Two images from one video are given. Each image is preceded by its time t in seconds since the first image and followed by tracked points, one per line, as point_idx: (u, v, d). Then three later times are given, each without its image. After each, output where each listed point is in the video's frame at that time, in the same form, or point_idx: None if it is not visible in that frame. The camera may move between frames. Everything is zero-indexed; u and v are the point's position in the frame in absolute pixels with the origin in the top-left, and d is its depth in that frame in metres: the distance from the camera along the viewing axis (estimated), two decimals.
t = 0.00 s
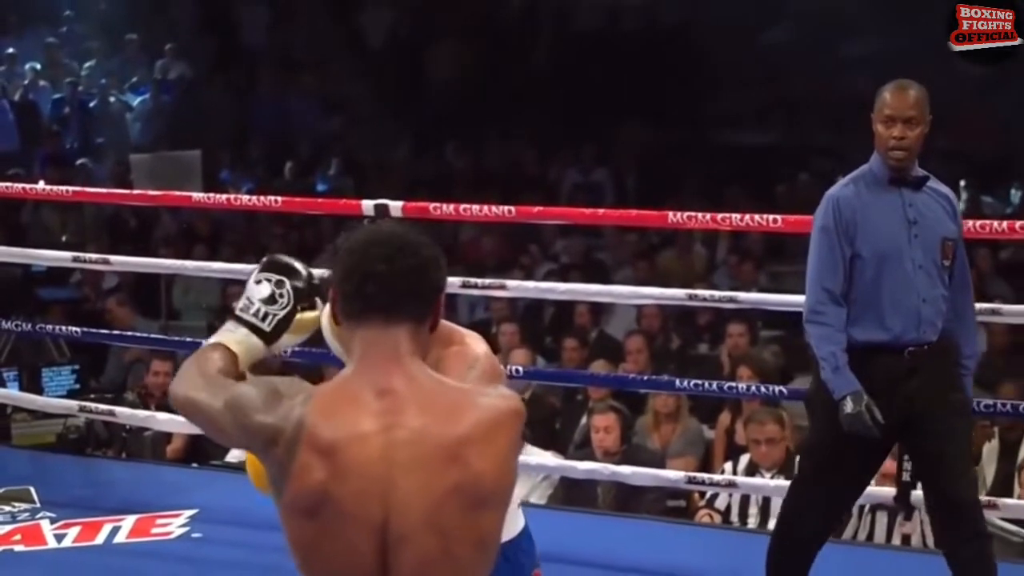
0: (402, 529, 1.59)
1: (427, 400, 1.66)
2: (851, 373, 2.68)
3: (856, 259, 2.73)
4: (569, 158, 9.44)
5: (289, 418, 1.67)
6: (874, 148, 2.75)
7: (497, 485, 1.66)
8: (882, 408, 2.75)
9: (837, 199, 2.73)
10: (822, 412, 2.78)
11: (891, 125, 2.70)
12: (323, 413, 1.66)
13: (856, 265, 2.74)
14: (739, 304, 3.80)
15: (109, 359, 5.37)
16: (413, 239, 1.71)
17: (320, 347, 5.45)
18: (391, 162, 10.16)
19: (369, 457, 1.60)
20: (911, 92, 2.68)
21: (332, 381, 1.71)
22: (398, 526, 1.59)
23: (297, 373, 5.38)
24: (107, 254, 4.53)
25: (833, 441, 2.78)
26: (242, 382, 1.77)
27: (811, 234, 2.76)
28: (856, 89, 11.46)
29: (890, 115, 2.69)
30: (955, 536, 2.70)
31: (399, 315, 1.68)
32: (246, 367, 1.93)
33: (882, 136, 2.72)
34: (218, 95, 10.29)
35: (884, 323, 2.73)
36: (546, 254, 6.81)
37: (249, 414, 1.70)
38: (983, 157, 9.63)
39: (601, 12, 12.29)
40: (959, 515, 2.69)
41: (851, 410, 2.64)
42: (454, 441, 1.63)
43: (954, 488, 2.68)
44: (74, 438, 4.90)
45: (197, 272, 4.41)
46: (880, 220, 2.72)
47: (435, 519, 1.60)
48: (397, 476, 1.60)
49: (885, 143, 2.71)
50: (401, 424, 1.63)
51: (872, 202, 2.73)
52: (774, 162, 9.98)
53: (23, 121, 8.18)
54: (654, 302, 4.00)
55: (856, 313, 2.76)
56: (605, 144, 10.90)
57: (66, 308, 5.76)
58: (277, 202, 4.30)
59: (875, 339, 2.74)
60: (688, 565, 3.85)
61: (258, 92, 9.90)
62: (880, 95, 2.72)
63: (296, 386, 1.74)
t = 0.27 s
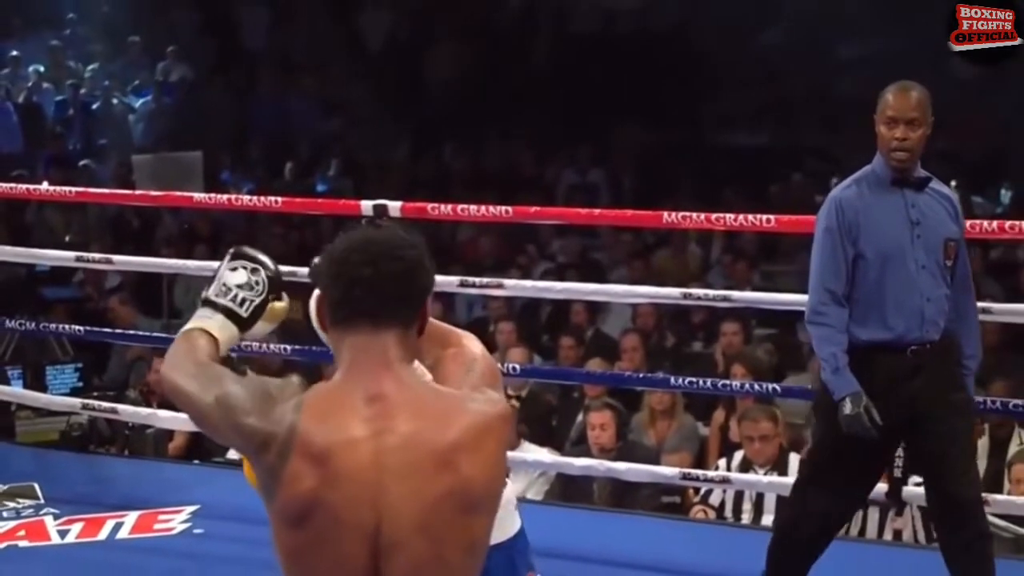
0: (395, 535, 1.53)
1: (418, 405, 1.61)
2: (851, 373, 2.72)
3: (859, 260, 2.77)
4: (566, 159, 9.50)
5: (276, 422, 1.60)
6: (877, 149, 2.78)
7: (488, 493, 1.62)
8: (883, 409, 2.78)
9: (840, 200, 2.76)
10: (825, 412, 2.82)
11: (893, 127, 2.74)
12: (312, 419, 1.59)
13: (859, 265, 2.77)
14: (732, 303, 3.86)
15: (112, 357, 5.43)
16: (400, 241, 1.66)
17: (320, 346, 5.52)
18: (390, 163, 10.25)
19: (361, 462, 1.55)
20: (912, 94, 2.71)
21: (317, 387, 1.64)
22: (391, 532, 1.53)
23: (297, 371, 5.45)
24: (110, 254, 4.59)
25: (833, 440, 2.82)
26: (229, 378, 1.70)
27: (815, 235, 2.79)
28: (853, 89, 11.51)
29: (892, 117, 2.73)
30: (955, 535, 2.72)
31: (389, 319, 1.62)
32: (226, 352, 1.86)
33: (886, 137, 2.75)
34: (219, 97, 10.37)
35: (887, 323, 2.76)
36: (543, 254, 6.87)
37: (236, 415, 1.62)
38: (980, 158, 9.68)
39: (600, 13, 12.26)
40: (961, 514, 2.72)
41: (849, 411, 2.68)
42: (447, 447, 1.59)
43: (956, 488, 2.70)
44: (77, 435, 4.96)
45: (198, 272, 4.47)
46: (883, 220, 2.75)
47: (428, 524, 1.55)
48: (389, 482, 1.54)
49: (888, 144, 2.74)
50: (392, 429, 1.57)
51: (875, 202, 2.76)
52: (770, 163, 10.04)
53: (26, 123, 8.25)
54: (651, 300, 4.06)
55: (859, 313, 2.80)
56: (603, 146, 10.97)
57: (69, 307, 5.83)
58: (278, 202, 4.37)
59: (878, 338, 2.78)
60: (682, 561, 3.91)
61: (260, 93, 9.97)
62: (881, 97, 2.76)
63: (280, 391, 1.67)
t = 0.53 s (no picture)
0: (385, 541, 1.52)
1: (409, 406, 1.59)
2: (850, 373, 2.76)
3: (863, 258, 2.79)
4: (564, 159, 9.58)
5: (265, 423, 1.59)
6: (881, 149, 2.81)
7: (479, 494, 1.61)
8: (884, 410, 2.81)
9: (843, 200, 2.79)
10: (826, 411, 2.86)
11: (896, 127, 2.76)
12: (303, 421, 1.58)
13: (863, 263, 2.79)
14: (726, 301, 3.92)
15: (115, 356, 5.50)
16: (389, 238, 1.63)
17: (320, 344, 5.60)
18: (389, 164, 10.34)
19: (351, 467, 1.53)
20: (916, 95, 2.73)
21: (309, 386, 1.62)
22: (380, 538, 1.52)
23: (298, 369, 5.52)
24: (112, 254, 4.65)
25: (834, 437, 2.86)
26: (221, 374, 1.68)
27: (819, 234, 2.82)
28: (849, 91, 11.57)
29: (896, 117, 2.75)
30: (956, 537, 2.74)
31: (378, 321, 1.59)
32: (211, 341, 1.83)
33: (891, 138, 2.77)
34: (220, 98, 10.45)
35: (891, 321, 2.79)
36: (541, 254, 6.94)
37: (228, 415, 1.61)
38: (978, 158, 9.73)
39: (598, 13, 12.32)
40: (959, 514, 2.74)
41: (848, 411, 2.72)
42: (438, 450, 1.57)
43: (956, 486, 2.72)
44: (80, 432, 5.03)
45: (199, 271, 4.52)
46: (886, 220, 2.78)
47: (419, 528, 1.54)
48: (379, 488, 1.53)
49: (892, 144, 2.76)
50: (383, 432, 1.55)
51: (878, 203, 2.78)
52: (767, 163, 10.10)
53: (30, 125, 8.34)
54: (647, 299, 4.11)
55: (861, 311, 2.82)
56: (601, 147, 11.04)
57: (73, 306, 5.90)
58: (278, 202, 4.43)
59: (881, 336, 2.80)
60: (676, 556, 3.97)
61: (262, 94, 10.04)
62: (886, 96, 2.78)
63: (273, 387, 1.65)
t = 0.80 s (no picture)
0: (377, 539, 1.55)
1: (401, 406, 1.62)
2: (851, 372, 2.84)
3: (867, 255, 2.86)
4: (563, 159, 9.64)
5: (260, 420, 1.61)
6: (884, 149, 2.87)
7: (469, 494, 1.64)
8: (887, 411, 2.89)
9: (847, 199, 2.86)
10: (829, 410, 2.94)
11: (899, 127, 2.82)
12: (296, 419, 1.60)
13: (866, 261, 2.87)
14: (722, 300, 3.98)
15: (119, 354, 5.56)
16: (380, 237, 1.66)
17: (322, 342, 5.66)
18: (390, 164, 10.41)
19: (346, 464, 1.56)
20: (918, 96, 2.80)
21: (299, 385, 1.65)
22: (371, 535, 1.55)
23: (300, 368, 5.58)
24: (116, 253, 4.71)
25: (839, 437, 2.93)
26: (210, 374, 1.70)
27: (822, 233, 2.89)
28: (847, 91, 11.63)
29: (898, 117, 2.82)
30: (954, 533, 2.85)
31: (371, 318, 1.61)
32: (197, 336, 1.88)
33: (894, 137, 2.84)
34: (223, 98, 10.52)
35: (893, 319, 2.85)
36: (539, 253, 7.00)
37: (218, 413, 1.63)
38: (976, 158, 9.79)
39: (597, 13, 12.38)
40: (959, 514, 2.84)
41: (846, 412, 2.81)
42: (431, 449, 1.60)
43: (957, 486, 2.82)
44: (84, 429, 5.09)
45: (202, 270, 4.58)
46: (889, 219, 2.85)
47: (411, 527, 1.57)
48: (372, 487, 1.56)
49: (896, 143, 2.83)
50: (376, 431, 1.58)
51: (881, 202, 2.86)
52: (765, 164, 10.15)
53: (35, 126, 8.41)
54: (645, 297, 4.16)
55: (864, 309, 2.89)
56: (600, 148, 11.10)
57: (77, 305, 5.96)
58: (280, 202, 4.49)
59: (884, 334, 2.86)
60: (672, 551, 4.03)
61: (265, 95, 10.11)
62: (890, 97, 2.84)
63: (262, 388, 1.67)
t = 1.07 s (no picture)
0: (370, 532, 1.60)
1: (394, 402, 1.67)
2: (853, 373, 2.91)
3: (872, 253, 2.95)
4: (563, 159, 9.70)
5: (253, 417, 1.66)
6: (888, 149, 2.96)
7: (460, 488, 1.69)
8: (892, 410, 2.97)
9: (852, 197, 2.94)
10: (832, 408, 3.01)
11: (905, 126, 2.91)
12: (289, 415, 1.65)
13: (871, 258, 2.95)
14: (719, 298, 4.04)
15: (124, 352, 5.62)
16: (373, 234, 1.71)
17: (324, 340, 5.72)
18: (392, 164, 10.48)
19: (338, 460, 1.60)
20: (922, 95, 2.89)
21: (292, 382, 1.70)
22: (363, 530, 1.60)
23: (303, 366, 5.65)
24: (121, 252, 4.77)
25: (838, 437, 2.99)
26: (199, 375, 1.74)
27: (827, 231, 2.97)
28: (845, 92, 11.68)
29: (903, 116, 2.90)
30: (955, 531, 2.95)
31: (365, 313, 1.66)
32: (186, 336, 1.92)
33: (899, 137, 2.92)
34: (226, 98, 10.59)
35: (899, 317, 2.93)
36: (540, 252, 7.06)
37: (209, 409, 1.67)
38: (973, 158, 9.84)
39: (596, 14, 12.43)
40: (961, 513, 2.93)
41: (847, 411, 2.88)
42: (423, 444, 1.65)
43: (961, 485, 2.92)
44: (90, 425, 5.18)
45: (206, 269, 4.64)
46: (894, 218, 2.94)
47: (401, 522, 1.62)
48: (364, 482, 1.60)
49: (901, 143, 2.92)
50: (368, 426, 1.63)
51: (887, 202, 2.94)
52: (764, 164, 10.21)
53: (40, 126, 8.49)
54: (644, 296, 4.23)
55: (869, 306, 2.97)
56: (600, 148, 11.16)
57: (82, 303, 6.02)
58: (283, 202, 4.55)
59: (890, 332, 2.94)
60: (670, 547, 4.08)
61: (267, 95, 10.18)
62: (894, 97, 2.93)
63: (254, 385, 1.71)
